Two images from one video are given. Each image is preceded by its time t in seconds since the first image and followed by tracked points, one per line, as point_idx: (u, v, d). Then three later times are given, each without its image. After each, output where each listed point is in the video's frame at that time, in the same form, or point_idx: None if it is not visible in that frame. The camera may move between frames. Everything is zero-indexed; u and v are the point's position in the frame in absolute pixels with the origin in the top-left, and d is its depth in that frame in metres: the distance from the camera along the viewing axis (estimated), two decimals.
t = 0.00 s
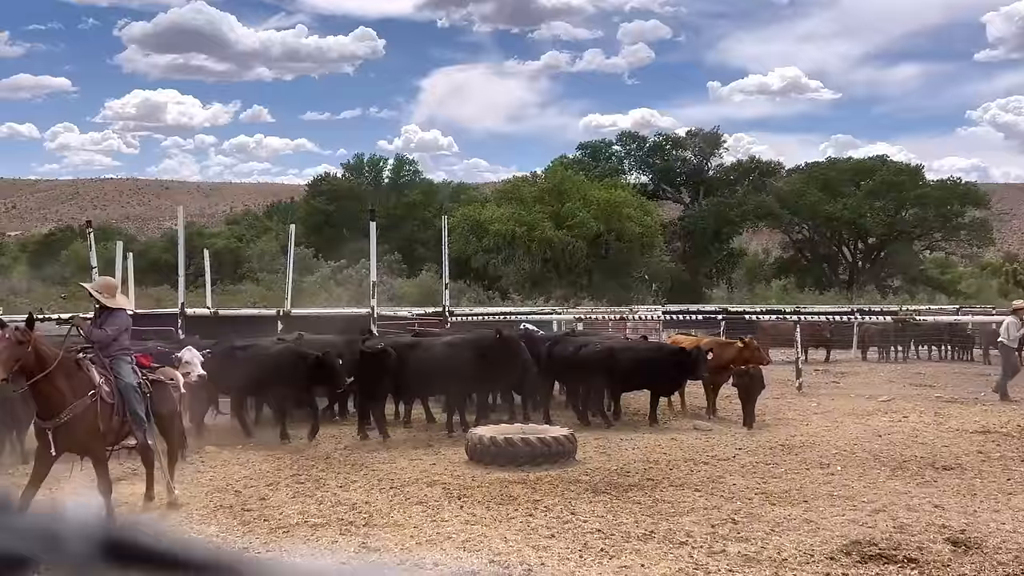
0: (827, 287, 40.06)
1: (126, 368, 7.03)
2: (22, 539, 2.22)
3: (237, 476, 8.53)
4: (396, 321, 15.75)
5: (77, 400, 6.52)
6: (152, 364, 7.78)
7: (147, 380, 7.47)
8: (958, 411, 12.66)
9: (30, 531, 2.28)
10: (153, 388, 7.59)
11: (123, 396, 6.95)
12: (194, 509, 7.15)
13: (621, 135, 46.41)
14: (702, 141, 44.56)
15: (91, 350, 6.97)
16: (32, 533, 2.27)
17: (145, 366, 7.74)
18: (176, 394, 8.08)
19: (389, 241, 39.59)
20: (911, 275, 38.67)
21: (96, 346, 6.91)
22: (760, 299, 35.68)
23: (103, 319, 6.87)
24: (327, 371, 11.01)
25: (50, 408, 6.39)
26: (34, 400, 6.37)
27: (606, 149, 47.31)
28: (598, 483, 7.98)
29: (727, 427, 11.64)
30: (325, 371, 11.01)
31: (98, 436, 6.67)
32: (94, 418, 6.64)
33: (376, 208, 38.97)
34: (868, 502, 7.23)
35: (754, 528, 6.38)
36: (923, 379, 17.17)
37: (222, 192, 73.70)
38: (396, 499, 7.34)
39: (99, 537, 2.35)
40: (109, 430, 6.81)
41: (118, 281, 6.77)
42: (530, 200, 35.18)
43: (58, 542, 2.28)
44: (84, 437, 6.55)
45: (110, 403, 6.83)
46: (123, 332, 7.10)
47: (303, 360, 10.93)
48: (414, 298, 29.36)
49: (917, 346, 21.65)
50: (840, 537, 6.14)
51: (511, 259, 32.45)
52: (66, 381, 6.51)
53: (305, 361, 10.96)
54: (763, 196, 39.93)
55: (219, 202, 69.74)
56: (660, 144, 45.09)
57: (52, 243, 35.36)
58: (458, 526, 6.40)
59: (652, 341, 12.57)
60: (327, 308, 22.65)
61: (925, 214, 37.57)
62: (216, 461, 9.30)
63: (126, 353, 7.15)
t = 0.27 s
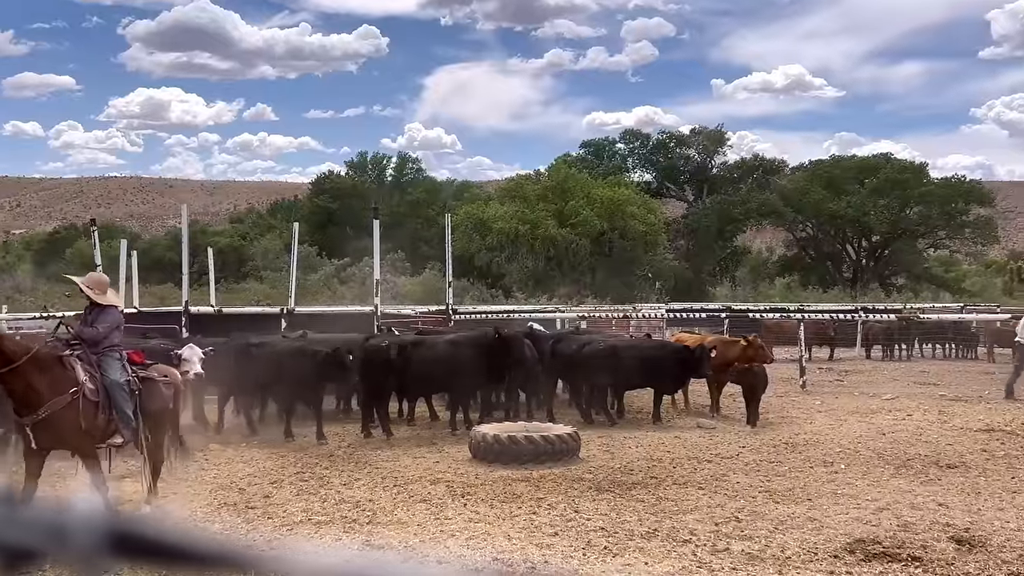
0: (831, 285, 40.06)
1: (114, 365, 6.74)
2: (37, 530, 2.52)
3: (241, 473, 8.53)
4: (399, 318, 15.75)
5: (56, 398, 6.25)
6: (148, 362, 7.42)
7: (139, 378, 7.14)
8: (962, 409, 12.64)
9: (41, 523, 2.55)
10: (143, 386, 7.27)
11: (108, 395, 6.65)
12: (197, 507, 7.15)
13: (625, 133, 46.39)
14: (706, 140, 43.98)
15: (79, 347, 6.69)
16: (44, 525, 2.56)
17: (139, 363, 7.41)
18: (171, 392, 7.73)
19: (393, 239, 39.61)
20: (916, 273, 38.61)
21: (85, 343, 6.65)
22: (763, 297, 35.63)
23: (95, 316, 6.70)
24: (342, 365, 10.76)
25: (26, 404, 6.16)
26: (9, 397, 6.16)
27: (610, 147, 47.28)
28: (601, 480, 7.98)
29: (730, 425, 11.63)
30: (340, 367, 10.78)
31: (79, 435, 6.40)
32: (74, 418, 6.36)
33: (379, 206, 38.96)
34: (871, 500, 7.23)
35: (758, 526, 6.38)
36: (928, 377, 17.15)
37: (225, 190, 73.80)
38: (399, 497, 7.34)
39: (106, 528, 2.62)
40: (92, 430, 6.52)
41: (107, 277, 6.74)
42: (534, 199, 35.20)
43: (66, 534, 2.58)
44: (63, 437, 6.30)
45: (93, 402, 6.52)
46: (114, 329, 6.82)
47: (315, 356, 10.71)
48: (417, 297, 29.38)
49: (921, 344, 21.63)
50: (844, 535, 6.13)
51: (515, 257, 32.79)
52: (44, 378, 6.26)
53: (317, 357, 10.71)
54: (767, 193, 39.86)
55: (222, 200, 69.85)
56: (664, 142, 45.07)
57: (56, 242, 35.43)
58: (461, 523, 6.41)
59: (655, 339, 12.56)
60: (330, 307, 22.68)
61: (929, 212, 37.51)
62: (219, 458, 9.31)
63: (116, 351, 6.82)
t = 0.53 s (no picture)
0: (836, 283, 40.00)
1: (101, 363, 6.75)
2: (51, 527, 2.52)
3: (246, 471, 8.55)
4: (403, 317, 15.75)
5: (39, 396, 6.24)
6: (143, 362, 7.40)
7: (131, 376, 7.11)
8: (967, 407, 12.62)
9: (55, 521, 2.56)
10: (136, 385, 7.19)
11: (95, 393, 6.63)
12: (203, 504, 7.18)
13: (629, 131, 46.40)
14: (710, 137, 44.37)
15: (69, 345, 6.73)
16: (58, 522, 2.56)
17: (133, 361, 7.30)
18: (167, 391, 7.66)
19: (397, 237, 39.66)
20: (921, 271, 38.55)
21: (75, 340, 6.73)
22: (768, 296, 35.59)
23: (86, 314, 6.80)
24: (354, 363, 10.81)
25: (10, 405, 6.17)
26: None
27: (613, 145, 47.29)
28: (606, 479, 7.97)
29: (734, 423, 11.61)
30: (352, 364, 10.83)
31: (64, 434, 6.34)
32: (60, 416, 6.31)
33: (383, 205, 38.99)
34: (877, 498, 7.21)
35: (762, 524, 6.38)
36: (934, 375, 17.10)
37: (230, 188, 73.93)
38: (403, 495, 7.35)
39: (121, 526, 2.65)
40: (79, 429, 6.46)
41: (101, 273, 6.77)
42: (538, 197, 35.25)
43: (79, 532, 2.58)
44: (46, 436, 6.26)
45: (79, 400, 6.48)
46: (104, 327, 6.87)
47: (327, 354, 10.73)
48: (422, 295, 29.42)
49: (926, 342, 21.58)
50: (848, 533, 6.13)
51: (519, 255, 32.74)
52: (28, 377, 6.30)
53: (327, 355, 10.76)
54: (772, 191, 39.84)
55: (227, 199, 69.98)
56: (668, 140, 45.10)
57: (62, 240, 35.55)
58: (465, 521, 6.42)
59: (659, 337, 12.53)
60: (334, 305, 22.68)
61: (934, 210, 37.44)
62: (225, 457, 9.33)
63: (105, 349, 6.86)
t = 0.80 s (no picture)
0: (842, 281, 39.88)
1: (99, 360, 6.76)
2: (57, 527, 3.03)
3: (252, 469, 8.57)
4: (408, 315, 15.76)
5: (32, 395, 6.24)
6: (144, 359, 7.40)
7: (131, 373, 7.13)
8: (974, 406, 12.58)
9: (58, 520, 3.05)
10: (136, 381, 7.21)
11: (94, 389, 6.65)
12: (209, 502, 7.20)
13: (634, 129, 46.35)
14: (716, 135, 44.36)
15: (66, 344, 6.74)
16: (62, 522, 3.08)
17: (134, 357, 7.34)
18: (169, 388, 7.65)
19: (402, 236, 39.67)
20: (927, 269, 38.40)
21: (73, 338, 6.74)
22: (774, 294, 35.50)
23: (81, 313, 6.79)
24: (366, 360, 10.82)
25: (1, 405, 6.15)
26: None
27: (619, 143, 47.26)
28: (611, 477, 7.98)
29: (741, 422, 11.60)
30: (363, 362, 10.83)
31: (62, 431, 6.36)
32: (54, 413, 6.32)
33: (388, 203, 39.00)
34: (883, 497, 7.20)
35: (768, 523, 6.37)
36: (940, 374, 17.05)
37: (236, 187, 74.02)
38: (409, 493, 7.36)
39: (120, 524, 3.16)
40: (76, 425, 6.47)
41: (94, 272, 6.80)
42: (543, 195, 35.22)
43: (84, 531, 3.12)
44: (43, 432, 6.28)
45: (76, 397, 6.48)
46: (101, 324, 6.87)
47: (340, 351, 10.76)
48: (427, 293, 29.43)
49: (933, 340, 21.51)
50: (855, 532, 6.12)
51: (525, 253, 32.67)
52: (24, 375, 6.31)
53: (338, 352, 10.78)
54: (778, 189, 39.74)
55: (233, 197, 70.06)
56: (674, 138, 45.04)
57: (68, 239, 35.65)
58: (471, 519, 6.43)
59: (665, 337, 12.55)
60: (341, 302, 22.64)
61: (941, 208, 37.29)
62: (231, 455, 9.34)
63: (103, 346, 6.87)
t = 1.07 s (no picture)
0: (849, 279, 39.76)
1: (107, 356, 6.77)
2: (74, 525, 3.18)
3: (259, 468, 8.60)
4: (414, 314, 15.78)
5: (41, 391, 6.28)
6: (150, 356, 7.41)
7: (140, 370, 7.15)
8: (983, 405, 12.52)
9: (74, 516, 3.19)
10: (144, 378, 7.24)
11: (102, 386, 6.67)
12: (217, 501, 7.23)
13: (641, 128, 46.31)
14: (723, 133, 44.34)
15: (72, 341, 6.75)
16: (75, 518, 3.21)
17: (142, 355, 7.37)
18: (178, 385, 7.67)
19: (409, 235, 39.72)
20: (935, 267, 38.26)
21: (79, 335, 6.75)
22: (781, 293, 35.41)
23: (82, 312, 6.75)
24: (375, 357, 10.82)
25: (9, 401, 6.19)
26: None
27: (625, 142, 47.23)
28: (618, 476, 7.97)
29: (748, 421, 11.58)
30: (371, 359, 10.83)
31: (71, 427, 6.40)
32: (62, 408, 6.35)
33: (395, 202, 39.05)
34: (890, 496, 7.17)
35: (775, 522, 6.36)
36: (948, 373, 16.98)
37: (243, 186, 74.18)
38: (416, 493, 7.37)
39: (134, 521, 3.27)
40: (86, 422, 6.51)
41: (93, 271, 6.70)
42: (549, 194, 35.22)
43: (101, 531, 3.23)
44: (53, 429, 6.31)
45: (84, 393, 6.51)
46: (105, 321, 6.86)
47: (348, 348, 10.76)
48: (433, 292, 29.48)
49: (941, 339, 21.42)
50: (862, 531, 6.11)
51: (531, 252, 32.55)
52: (32, 372, 6.34)
53: (346, 352, 10.76)
54: (785, 188, 39.65)
55: (240, 197, 70.21)
56: (681, 137, 45.02)
57: (76, 238, 35.80)
58: (477, 518, 6.43)
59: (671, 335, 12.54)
60: (348, 301, 22.66)
61: (949, 206, 37.15)
62: (238, 454, 9.38)
63: (110, 343, 6.86)
